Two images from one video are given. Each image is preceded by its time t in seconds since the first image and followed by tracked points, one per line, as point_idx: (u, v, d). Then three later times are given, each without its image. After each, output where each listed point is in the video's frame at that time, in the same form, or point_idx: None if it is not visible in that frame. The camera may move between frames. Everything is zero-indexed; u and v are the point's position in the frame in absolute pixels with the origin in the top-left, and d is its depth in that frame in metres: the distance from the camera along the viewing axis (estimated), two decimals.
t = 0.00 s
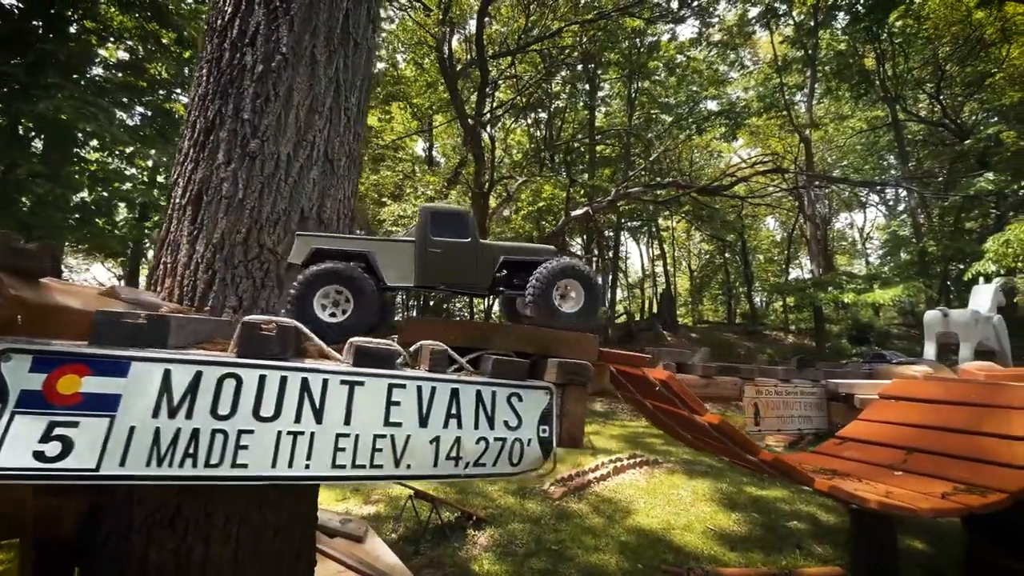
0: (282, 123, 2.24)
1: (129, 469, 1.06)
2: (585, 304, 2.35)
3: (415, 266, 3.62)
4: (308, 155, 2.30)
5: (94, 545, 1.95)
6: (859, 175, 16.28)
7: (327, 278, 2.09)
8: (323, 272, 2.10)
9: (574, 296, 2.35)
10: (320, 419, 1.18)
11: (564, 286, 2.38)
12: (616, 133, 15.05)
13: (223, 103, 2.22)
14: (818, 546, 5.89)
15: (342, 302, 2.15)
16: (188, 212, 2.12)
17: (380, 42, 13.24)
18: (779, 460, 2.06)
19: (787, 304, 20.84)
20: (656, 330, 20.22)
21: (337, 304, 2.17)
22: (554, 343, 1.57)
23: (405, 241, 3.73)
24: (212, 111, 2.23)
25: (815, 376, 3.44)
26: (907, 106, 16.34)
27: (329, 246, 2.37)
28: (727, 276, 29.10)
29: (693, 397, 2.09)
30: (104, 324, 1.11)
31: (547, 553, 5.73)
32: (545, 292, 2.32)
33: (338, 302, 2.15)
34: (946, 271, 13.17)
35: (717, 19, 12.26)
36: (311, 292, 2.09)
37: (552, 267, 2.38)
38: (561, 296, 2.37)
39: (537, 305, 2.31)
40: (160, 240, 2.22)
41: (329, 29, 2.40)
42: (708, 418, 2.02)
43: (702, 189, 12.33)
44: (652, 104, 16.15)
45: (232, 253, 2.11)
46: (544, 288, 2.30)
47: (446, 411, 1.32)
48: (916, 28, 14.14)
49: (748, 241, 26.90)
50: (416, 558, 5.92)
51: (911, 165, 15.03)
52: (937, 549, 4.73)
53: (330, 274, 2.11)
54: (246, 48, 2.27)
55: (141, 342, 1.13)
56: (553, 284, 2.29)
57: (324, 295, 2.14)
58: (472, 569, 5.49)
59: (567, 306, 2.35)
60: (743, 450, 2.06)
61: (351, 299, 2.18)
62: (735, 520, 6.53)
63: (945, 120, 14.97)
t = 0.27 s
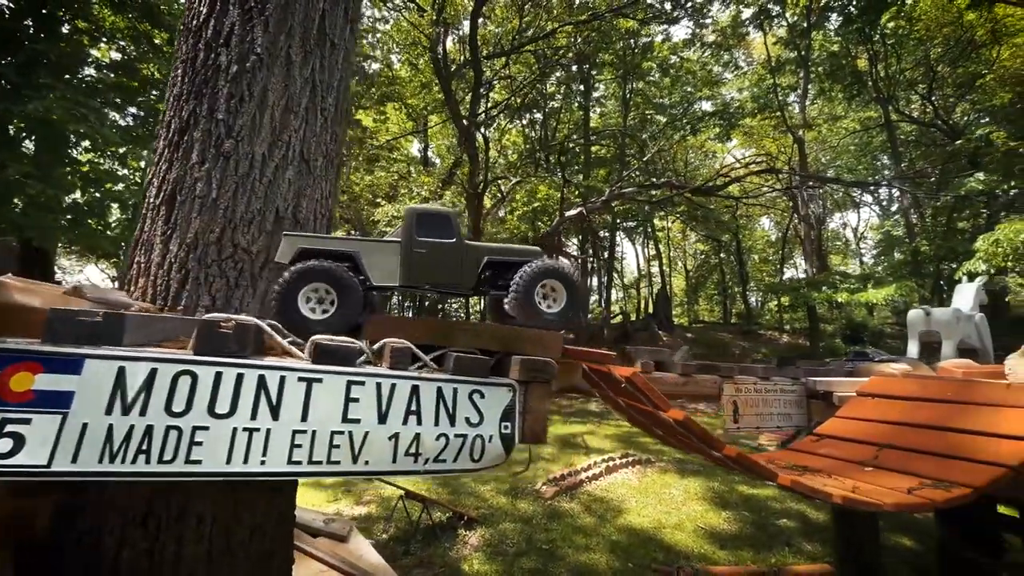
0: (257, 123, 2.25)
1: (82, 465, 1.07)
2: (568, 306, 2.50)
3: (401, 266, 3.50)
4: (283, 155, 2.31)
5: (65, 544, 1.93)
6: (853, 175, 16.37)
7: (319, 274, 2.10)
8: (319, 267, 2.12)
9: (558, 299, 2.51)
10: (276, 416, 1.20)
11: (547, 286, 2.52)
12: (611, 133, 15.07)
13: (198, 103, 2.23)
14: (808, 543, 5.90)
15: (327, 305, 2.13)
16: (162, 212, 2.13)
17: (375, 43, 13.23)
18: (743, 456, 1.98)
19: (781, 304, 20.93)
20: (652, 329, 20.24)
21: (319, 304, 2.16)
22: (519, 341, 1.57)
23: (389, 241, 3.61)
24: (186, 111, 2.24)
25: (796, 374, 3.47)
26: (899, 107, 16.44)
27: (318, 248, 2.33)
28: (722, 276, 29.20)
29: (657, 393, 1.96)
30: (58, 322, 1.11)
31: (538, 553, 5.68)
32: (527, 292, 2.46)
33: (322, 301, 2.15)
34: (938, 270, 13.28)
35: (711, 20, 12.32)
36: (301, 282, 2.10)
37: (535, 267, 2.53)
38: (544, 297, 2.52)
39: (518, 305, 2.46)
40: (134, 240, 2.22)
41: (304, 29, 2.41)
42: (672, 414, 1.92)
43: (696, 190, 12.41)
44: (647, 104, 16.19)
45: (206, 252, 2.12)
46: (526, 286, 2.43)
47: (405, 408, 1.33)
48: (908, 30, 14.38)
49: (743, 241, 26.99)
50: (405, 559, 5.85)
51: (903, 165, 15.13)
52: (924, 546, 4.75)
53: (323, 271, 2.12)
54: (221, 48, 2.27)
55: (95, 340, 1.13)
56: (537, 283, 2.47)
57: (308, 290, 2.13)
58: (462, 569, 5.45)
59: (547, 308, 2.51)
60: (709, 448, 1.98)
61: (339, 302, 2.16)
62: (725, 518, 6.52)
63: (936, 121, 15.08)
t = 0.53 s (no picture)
0: (237, 127, 2.27)
1: (46, 468, 1.08)
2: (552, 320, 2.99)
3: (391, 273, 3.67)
4: (264, 158, 2.32)
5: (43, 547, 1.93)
6: (847, 177, 16.46)
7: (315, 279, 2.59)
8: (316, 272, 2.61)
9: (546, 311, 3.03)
10: (243, 420, 1.21)
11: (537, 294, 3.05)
12: (607, 134, 15.10)
13: (178, 107, 2.24)
14: (799, 544, 5.91)
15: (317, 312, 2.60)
16: (141, 216, 2.14)
17: (370, 44, 13.23)
18: (715, 457, 2.02)
19: (776, 306, 21.00)
20: (648, 331, 20.25)
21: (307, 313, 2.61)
22: (490, 343, 1.60)
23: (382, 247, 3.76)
24: (166, 115, 2.25)
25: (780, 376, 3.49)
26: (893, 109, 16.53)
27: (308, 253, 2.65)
28: (718, 278, 29.28)
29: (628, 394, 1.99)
30: (24, 327, 1.12)
31: (530, 555, 5.62)
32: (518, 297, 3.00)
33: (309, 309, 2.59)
34: (932, 271, 13.42)
35: (705, 23, 12.38)
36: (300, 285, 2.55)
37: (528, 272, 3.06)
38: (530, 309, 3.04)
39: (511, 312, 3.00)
40: (114, 244, 2.23)
41: (286, 33, 2.43)
42: (644, 415, 1.96)
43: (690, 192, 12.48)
44: (642, 106, 16.22)
45: (185, 256, 2.13)
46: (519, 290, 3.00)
47: (374, 411, 1.34)
48: (901, 33, 14.54)
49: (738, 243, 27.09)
50: (397, 562, 5.77)
51: (897, 167, 15.21)
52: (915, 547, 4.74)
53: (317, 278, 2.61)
54: (201, 53, 2.29)
55: (60, 345, 1.14)
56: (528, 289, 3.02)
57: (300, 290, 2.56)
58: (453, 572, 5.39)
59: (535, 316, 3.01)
60: (677, 448, 2.01)
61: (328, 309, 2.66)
62: (718, 519, 6.50)
63: (928, 123, 15.19)
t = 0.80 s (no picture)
0: (222, 130, 2.28)
1: (18, 469, 1.09)
2: (537, 325, 3.01)
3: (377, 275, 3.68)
4: (248, 161, 2.33)
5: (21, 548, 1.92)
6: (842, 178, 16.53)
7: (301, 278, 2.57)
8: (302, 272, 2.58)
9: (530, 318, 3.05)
10: (216, 421, 1.22)
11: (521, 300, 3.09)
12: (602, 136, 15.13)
13: (162, 110, 2.26)
14: (791, 543, 5.93)
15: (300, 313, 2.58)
16: (124, 218, 2.15)
17: (366, 46, 13.24)
18: (691, 457, 2.04)
19: (772, 307, 21.05)
20: (644, 332, 20.25)
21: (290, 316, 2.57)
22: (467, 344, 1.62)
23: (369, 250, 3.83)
24: (150, 118, 2.27)
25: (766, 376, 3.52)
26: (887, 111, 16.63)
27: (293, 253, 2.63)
28: (714, 279, 29.33)
29: (606, 395, 2.00)
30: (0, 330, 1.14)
31: (523, 556, 5.58)
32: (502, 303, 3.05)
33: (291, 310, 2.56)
34: (926, 272, 13.53)
35: (700, 25, 12.45)
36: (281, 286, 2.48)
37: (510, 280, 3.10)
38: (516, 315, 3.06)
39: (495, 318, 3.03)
40: (97, 246, 2.24)
41: (271, 36, 2.44)
42: (621, 416, 1.97)
43: (685, 193, 12.54)
44: (637, 108, 16.26)
45: (168, 258, 2.13)
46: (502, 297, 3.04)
47: (349, 412, 1.36)
48: (894, 35, 14.66)
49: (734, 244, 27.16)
50: (391, 562, 5.65)
51: (891, 168, 15.29)
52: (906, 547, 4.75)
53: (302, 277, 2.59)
54: (186, 56, 2.31)
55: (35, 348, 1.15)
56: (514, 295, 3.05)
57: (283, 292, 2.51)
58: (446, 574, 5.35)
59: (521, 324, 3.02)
60: (653, 448, 2.03)
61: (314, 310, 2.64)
62: (712, 519, 6.49)
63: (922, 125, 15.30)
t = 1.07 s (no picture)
0: (214, 134, 2.30)
1: (6, 470, 1.11)
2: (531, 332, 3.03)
3: (375, 279, 3.71)
4: (241, 166, 2.36)
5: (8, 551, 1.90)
6: (839, 179, 16.60)
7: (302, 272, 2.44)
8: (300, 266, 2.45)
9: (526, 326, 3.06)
10: (204, 422, 1.25)
11: (519, 309, 3.10)
12: (600, 138, 15.18)
13: (155, 116, 2.28)
14: (786, 543, 5.95)
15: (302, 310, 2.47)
16: (117, 223, 2.17)
17: (364, 49, 13.27)
18: (674, 456, 2.08)
19: (769, 307, 21.13)
20: (642, 334, 20.30)
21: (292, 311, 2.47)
22: (453, 345, 1.66)
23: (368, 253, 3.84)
24: (143, 122, 2.29)
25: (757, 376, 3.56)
26: (882, 113, 16.70)
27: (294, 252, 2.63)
28: (711, 280, 29.41)
29: (591, 395, 2.03)
30: None
31: (519, 557, 5.59)
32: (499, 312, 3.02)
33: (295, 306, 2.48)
34: (922, 272, 13.63)
35: (696, 27, 12.52)
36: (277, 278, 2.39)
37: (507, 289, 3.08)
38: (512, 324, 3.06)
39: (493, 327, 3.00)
40: (90, 250, 2.26)
41: (263, 41, 2.47)
42: (606, 416, 2.00)
43: (681, 194, 12.60)
44: (635, 110, 16.32)
45: (160, 261, 2.16)
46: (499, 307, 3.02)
47: (337, 412, 1.38)
48: (889, 38, 14.75)
49: (732, 245, 27.24)
50: (387, 564, 5.64)
51: (887, 170, 15.36)
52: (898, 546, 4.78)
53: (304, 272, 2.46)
54: (178, 62, 2.33)
55: (25, 350, 1.18)
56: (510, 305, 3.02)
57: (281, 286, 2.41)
58: None
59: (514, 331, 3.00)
60: (638, 447, 2.07)
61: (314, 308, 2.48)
62: (707, 519, 6.52)
63: (917, 127, 15.38)
